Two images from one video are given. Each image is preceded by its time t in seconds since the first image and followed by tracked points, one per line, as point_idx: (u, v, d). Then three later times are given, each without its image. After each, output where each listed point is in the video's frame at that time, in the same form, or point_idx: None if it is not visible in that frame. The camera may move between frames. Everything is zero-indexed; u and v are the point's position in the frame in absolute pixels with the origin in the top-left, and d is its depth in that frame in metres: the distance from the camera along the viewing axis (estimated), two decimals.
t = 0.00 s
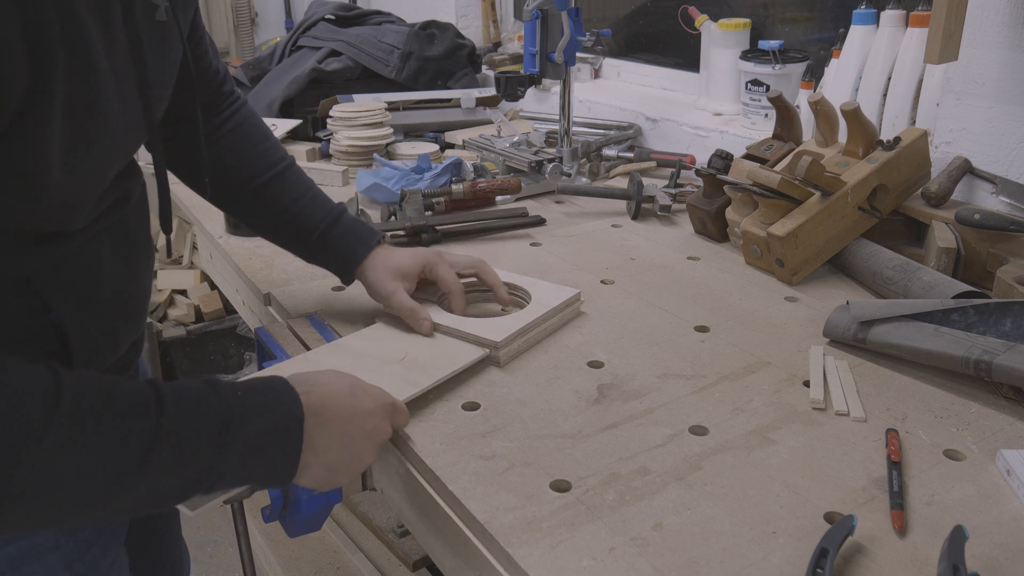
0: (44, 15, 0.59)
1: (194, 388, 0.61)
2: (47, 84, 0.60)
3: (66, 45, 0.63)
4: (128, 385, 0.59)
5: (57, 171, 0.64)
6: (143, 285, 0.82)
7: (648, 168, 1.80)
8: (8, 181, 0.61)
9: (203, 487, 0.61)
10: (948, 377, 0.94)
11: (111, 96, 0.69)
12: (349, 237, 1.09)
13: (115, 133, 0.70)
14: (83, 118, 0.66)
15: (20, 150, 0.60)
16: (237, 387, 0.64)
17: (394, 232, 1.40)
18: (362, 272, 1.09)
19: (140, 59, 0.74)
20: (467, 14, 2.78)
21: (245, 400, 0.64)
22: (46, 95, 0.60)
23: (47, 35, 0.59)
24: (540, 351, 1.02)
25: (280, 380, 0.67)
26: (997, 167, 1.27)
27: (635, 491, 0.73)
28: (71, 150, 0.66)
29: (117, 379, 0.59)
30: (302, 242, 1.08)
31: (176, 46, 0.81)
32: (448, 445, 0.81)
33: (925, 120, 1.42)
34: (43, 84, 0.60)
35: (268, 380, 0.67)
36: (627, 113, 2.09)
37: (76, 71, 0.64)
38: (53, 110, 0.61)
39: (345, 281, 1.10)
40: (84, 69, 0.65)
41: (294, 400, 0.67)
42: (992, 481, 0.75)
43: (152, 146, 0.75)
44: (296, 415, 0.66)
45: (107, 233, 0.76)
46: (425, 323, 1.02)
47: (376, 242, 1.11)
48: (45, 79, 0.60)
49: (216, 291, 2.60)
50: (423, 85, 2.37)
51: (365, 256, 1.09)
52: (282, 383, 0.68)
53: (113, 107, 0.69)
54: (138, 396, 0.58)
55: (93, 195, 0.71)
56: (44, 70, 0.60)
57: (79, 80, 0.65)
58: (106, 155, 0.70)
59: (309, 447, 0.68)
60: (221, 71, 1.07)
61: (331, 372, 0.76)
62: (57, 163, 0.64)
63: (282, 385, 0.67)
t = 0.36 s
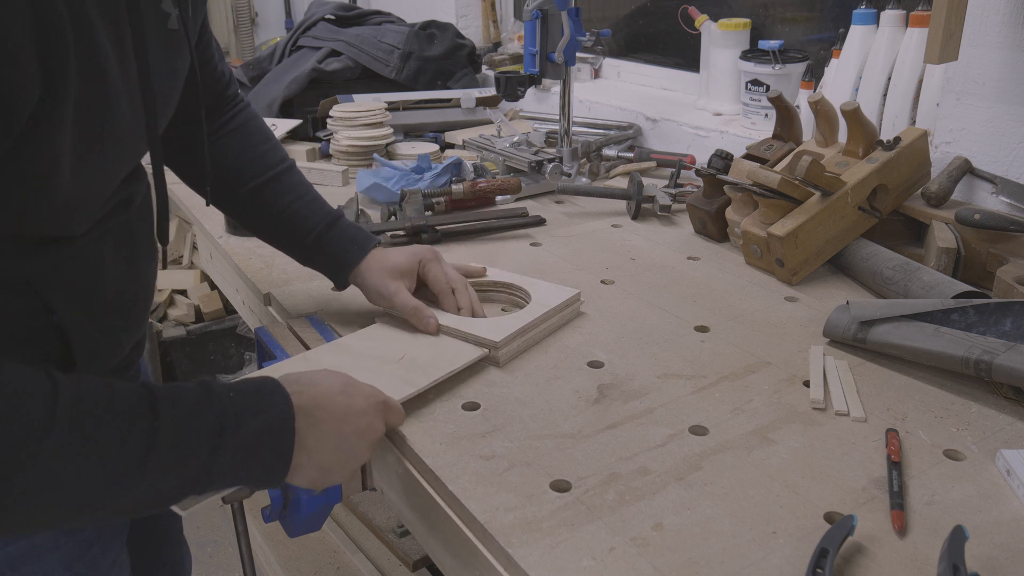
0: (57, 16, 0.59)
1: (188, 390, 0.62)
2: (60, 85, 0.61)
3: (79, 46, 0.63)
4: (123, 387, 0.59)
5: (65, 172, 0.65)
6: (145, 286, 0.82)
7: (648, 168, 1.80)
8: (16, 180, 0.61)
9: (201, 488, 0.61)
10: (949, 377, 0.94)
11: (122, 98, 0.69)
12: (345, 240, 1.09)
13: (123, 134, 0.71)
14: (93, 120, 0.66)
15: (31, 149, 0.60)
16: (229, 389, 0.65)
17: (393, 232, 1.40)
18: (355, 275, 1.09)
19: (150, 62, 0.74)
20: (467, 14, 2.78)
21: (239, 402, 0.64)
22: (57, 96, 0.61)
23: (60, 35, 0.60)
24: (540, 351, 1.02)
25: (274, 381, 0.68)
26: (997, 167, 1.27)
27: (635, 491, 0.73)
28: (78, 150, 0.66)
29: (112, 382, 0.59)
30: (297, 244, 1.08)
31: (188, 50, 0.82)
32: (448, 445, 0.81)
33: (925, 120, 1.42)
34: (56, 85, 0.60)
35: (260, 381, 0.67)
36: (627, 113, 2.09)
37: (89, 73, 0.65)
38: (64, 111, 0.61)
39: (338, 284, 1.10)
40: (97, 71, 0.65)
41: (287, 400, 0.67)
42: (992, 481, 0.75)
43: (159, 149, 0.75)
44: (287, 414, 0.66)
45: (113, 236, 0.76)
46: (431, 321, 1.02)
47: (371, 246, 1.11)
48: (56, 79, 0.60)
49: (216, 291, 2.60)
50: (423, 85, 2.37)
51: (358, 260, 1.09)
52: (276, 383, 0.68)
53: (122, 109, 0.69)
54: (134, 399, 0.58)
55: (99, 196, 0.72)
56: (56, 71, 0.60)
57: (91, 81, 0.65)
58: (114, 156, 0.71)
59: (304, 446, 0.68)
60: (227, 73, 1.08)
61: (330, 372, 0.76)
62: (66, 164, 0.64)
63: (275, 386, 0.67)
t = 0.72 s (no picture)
0: (62, 14, 0.59)
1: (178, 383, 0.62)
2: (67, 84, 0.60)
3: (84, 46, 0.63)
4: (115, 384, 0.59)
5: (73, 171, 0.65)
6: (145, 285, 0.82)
7: (648, 168, 1.80)
8: (21, 180, 0.62)
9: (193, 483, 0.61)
10: (949, 377, 0.94)
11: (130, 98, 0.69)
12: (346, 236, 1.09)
13: (131, 134, 0.71)
14: (100, 120, 0.67)
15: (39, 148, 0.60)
16: (218, 381, 0.64)
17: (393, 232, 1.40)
18: (355, 271, 1.08)
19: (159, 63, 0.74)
20: (467, 14, 2.78)
21: (228, 396, 0.63)
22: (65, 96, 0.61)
23: (65, 34, 0.59)
24: (540, 351, 1.01)
25: (263, 372, 0.68)
26: (997, 167, 1.27)
27: (635, 491, 0.73)
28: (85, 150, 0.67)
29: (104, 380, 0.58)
30: (297, 241, 1.08)
31: (196, 51, 0.82)
32: (448, 445, 0.81)
33: (925, 120, 1.42)
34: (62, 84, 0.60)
35: (245, 371, 0.67)
36: (627, 113, 2.09)
37: (95, 73, 0.64)
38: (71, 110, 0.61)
39: (339, 281, 1.10)
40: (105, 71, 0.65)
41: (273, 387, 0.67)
42: (992, 481, 0.75)
43: (166, 148, 0.75)
44: (276, 408, 0.66)
45: (116, 239, 0.77)
46: (430, 319, 1.02)
47: (372, 243, 1.10)
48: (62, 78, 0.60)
49: (216, 291, 2.60)
50: (423, 85, 2.37)
51: (358, 256, 1.08)
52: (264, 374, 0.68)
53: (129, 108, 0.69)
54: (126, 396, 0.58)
55: (104, 196, 0.72)
56: (61, 70, 0.60)
57: (97, 80, 0.65)
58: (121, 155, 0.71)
59: (298, 436, 0.69)
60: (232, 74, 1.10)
61: (330, 369, 0.76)
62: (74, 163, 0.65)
63: (264, 377, 0.67)
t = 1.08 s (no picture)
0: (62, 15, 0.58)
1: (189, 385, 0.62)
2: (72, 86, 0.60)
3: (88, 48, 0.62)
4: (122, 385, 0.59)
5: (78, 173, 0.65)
6: (146, 288, 0.82)
7: (648, 167, 1.80)
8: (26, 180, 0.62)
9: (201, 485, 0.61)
10: (949, 377, 0.94)
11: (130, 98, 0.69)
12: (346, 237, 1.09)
13: (132, 135, 0.71)
14: (103, 121, 0.67)
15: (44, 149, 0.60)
16: (227, 385, 0.64)
17: (394, 232, 1.40)
18: (354, 271, 1.08)
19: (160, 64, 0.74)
20: (467, 14, 2.78)
21: (239, 398, 0.63)
22: (70, 97, 0.61)
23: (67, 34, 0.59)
24: (540, 351, 1.01)
25: (273, 377, 0.67)
26: (997, 167, 1.27)
27: (635, 491, 0.73)
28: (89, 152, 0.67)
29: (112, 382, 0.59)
30: (297, 241, 1.08)
31: (198, 53, 0.82)
32: (448, 445, 0.81)
33: (925, 120, 1.42)
34: (66, 86, 0.60)
35: (255, 376, 0.67)
36: (627, 113, 2.09)
37: (98, 74, 0.64)
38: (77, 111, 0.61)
39: (337, 282, 1.09)
40: (107, 72, 0.65)
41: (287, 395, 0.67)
42: (992, 481, 0.75)
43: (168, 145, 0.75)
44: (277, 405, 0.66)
45: (116, 241, 0.77)
46: (431, 320, 1.02)
47: (372, 244, 1.10)
48: (66, 80, 0.60)
49: (216, 291, 2.60)
50: (423, 85, 2.37)
51: (358, 256, 1.08)
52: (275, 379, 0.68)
53: (130, 109, 0.69)
54: (133, 397, 0.58)
55: (106, 198, 0.72)
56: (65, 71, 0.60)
57: (99, 81, 0.65)
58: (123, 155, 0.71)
59: (308, 439, 0.68)
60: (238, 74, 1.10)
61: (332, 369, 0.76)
62: (79, 165, 0.65)
63: (273, 380, 0.67)
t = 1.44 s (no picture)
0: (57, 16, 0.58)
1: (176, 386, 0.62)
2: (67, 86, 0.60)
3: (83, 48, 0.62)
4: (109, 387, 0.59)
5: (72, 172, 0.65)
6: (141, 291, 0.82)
7: (648, 167, 1.80)
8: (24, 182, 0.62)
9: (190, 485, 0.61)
10: (949, 377, 0.94)
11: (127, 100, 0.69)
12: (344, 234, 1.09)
13: (128, 134, 0.71)
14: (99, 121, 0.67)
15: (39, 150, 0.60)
16: (212, 384, 0.64)
17: (393, 232, 1.40)
18: (352, 269, 1.08)
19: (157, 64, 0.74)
20: (467, 14, 2.78)
21: (223, 396, 0.63)
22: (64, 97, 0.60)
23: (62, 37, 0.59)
24: (540, 351, 1.01)
25: (258, 376, 0.68)
26: (997, 167, 1.27)
27: (635, 491, 0.73)
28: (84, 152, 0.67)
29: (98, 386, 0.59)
30: (296, 237, 1.08)
31: (194, 55, 0.82)
32: (448, 445, 0.81)
33: (925, 120, 1.42)
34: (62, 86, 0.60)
35: (240, 374, 0.67)
36: (627, 113, 2.09)
37: (94, 74, 0.64)
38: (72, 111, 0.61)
39: (336, 277, 1.09)
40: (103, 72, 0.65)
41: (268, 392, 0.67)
42: (992, 481, 0.75)
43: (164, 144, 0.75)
44: (271, 406, 0.66)
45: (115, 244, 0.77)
46: (425, 319, 1.02)
47: (370, 240, 1.10)
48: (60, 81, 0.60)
49: (216, 291, 2.60)
50: (423, 85, 2.37)
51: (356, 253, 1.08)
52: (259, 378, 0.68)
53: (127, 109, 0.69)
54: (122, 398, 0.58)
55: (102, 198, 0.72)
56: (61, 73, 0.60)
57: (95, 82, 0.65)
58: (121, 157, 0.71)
59: (297, 437, 0.69)
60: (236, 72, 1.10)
61: (324, 373, 0.76)
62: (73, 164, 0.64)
63: (259, 380, 0.67)
